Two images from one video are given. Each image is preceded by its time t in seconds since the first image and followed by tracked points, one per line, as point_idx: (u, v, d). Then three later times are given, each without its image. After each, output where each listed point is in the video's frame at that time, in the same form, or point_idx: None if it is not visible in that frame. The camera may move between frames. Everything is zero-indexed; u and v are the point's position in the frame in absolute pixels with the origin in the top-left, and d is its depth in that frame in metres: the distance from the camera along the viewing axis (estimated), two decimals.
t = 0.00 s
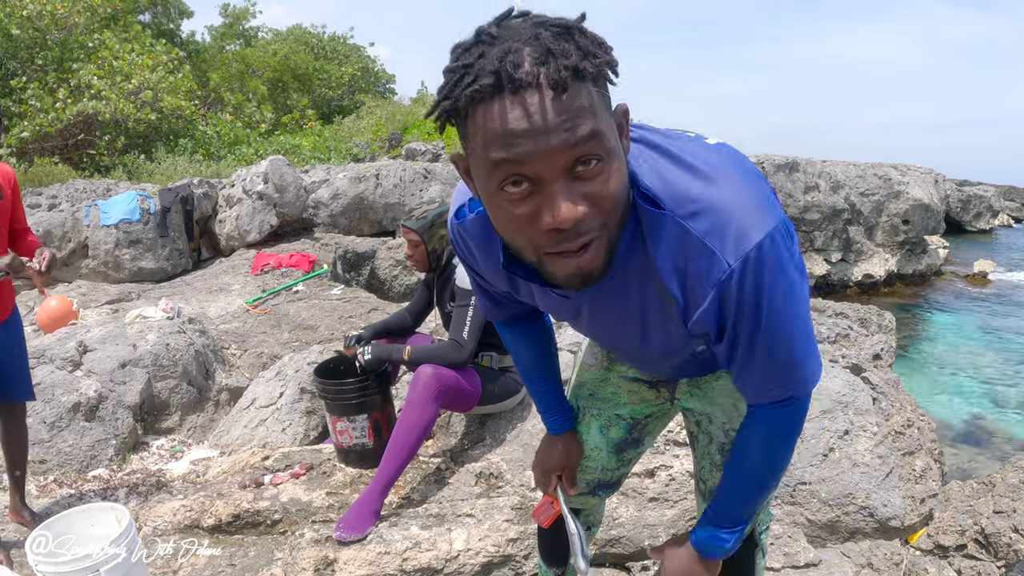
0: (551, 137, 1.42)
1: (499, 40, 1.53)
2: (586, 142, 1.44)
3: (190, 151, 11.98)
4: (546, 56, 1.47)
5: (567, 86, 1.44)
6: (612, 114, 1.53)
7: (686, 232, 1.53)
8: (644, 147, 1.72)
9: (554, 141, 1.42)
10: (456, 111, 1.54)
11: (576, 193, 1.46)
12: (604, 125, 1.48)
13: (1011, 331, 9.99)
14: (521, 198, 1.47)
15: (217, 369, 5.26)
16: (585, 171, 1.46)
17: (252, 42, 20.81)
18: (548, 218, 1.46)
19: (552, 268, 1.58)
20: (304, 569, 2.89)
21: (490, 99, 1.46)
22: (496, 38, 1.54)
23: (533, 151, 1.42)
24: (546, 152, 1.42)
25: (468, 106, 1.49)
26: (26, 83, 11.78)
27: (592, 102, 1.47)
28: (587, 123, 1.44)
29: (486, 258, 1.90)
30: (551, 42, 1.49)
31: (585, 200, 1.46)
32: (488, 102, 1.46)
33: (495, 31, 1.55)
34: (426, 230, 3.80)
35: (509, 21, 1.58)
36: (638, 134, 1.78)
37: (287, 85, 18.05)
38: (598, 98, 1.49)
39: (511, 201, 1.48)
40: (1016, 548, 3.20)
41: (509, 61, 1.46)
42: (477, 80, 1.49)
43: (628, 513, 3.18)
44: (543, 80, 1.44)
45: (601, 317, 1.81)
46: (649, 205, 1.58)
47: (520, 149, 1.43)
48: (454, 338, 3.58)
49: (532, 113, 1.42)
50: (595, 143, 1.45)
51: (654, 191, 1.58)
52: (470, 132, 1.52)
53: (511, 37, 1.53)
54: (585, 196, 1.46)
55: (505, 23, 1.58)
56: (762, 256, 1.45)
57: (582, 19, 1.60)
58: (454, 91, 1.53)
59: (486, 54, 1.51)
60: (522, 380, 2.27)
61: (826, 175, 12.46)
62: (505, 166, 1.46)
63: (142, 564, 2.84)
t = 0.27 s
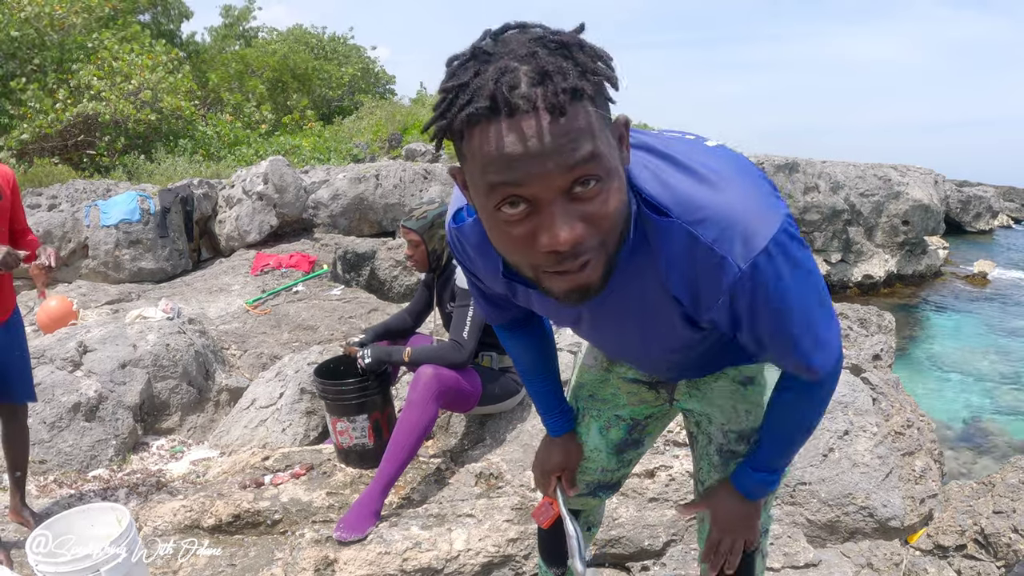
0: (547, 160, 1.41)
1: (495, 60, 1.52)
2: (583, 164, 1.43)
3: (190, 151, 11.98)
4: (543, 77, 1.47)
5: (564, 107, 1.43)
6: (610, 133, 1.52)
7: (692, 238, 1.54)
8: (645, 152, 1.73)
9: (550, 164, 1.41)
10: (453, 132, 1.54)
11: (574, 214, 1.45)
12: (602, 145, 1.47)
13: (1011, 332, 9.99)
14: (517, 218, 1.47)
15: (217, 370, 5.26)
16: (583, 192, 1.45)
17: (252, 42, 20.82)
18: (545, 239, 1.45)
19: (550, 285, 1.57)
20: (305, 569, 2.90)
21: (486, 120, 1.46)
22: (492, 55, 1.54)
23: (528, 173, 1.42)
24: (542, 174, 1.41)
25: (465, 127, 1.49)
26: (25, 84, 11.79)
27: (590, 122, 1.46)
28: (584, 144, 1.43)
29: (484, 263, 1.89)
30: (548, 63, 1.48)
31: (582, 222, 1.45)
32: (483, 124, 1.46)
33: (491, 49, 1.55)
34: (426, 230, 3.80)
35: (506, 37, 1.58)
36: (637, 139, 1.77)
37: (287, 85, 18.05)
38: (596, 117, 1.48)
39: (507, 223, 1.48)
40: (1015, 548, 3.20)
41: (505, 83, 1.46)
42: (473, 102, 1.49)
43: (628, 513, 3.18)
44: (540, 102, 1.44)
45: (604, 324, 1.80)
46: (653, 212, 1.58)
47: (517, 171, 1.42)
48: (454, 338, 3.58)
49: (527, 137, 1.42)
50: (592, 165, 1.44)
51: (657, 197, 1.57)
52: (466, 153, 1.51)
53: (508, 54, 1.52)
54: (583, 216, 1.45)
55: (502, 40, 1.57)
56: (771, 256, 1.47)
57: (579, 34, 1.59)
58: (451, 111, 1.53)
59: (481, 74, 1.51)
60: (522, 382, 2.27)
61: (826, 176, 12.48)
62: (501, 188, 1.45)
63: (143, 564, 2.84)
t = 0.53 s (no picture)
0: (557, 139, 1.41)
1: (508, 39, 1.52)
2: (594, 145, 1.42)
3: (190, 152, 11.99)
4: (556, 57, 1.46)
5: (577, 87, 1.43)
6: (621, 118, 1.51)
7: (699, 231, 1.54)
8: (652, 145, 1.72)
9: (560, 144, 1.41)
10: (462, 110, 1.53)
11: (583, 197, 1.44)
12: (613, 130, 1.47)
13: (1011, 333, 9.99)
14: (524, 199, 1.46)
15: (217, 370, 5.25)
16: (592, 175, 1.44)
17: (252, 42, 20.83)
18: (553, 220, 1.44)
19: (554, 271, 1.56)
20: (305, 570, 2.90)
21: (498, 98, 1.45)
22: (506, 35, 1.53)
23: (538, 152, 1.41)
24: (552, 153, 1.41)
25: (475, 104, 1.49)
26: (25, 84, 11.78)
27: (602, 105, 1.46)
28: (595, 126, 1.43)
29: (489, 258, 1.88)
30: (561, 43, 1.48)
31: (590, 204, 1.45)
32: (494, 102, 1.46)
33: (506, 29, 1.54)
34: (427, 231, 3.80)
35: (520, 19, 1.57)
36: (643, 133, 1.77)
37: (287, 85, 18.05)
38: (608, 101, 1.48)
39: (514, 203, 1.47)
40: (1016, 548, 3.20)
41: (518, 61, 1.46)
42: (485, 79, 1.49)
43: (629, 514, 3.17)
44: (552, 80, 1.43)
45: (607, 319, 1.79)
46: (661, 204, 1.57)
47: (527, 151, 1.42)
48: (455, 339, 3.59)
49: (538, 115, 1.41)
50: (603, 147, 1.44)
51: (664, 189, 1.57)
52: (476, 131, 1.51)
53: (522, 35, 1.52)
54: (592, 198, 1.45)
55: (515, 21, 1.57)
56: (778, 250, 1.48)
57: (593, 19, 1.58)
58: (462, 88, 1.52)
59: (495, 52, 1.50)
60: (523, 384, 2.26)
61: (826, 176, 12.49)
62: (510, 167, 1.44)
63: (144, 564, 2.84)
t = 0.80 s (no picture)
0: (559, 134, 1.40)
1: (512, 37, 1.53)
2: (596, 141, 1.42)
3: (190, 152, 12.00)
4: (559, 53, 1.46)
5: (579, 83, 1.43)
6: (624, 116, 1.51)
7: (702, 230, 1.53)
8: (655, 145, 1.72)
9: (562, 138, 1.40)
10: (466, 107, 1.54)
11: (585, 192, 1.44)
12: (614, 127, 1.46)
13: (1012, 333, 9.99)
14: (526, 195, 1.46)
15: (217, 370, 5.25)
16: (594, 170, 1.44)
17: (252, 42, 20.84)
18: (554, 216, 1.44)
19: (556, 267, 1.55)
20: (306, 570, 2.89)
21: (501, 93, 1.46)
22: (509, 33, 1.54)
23: (539, 147, 1.41)
24: (555, 148, 1.41)
25: (478, 101, 1.49)
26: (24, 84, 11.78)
27: (604, 102, 1.45)
28: (597, 122, 1.42)
29: (491, 258, 1.89)
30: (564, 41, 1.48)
31: (592, 200, 1.44)
32: (497, 97, 1.46)
33: (510, 28, 1.55)
34: (427, 232, 3.80)
35: (524, 18, 1.58)
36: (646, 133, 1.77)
37: (287, 85, 18.06)
38: (611, 98, 1.48)
39: (516, 199, 1.47)
40: (1016, 548, 3.20)
41: (521, 58, 1.46)
42: (489, 75, 1.49)
43: (629, 514, 3.17)
44: (555, 76, 1.43)
45: (608, 319, 1.80)
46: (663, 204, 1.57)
47: (528, 146, 1.42)
48: (456, 340, 3.59)
49: (540, 112, 1.41)
50: (604, 143, 1.43)
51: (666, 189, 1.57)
52: (479, 128, 1.51)
53: (526, 33, 1.52)
54: (593, 194, 1.44)
55: (518, 20, 1.57)
56: (779, 250, 1.47)
57: (596, 18, 1.58)
58: (465, 85, 1.53)
59: (499, 49, 1.51)
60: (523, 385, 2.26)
61: (826, 177, 12.50)
62: (512, 162, 1.44)
63: (144, 564, 2.84)
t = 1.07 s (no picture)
0: (527, 79, 1.41)
1: None
2: (566, 91, 1.41)
3: (190, 152, 12.01)
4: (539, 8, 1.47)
5: (552, 32, 1.43)
6: (608, 74, 1.48)
7: (713, 215, 1.53)
8: (665, 134, 1.72)
9: (531, 84, 1.41)
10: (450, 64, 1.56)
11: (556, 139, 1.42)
12: (590, 79, 1.44)
13: (1012, 333, 9.99)
14: (501, 142, 1.46)
15: (217, 370, 5.25)
16: (565, 118, 1.42)
17: (252, 42, 20.85)
18: (525, 161, 1.43)
19: (537, 228, 1.53)
20: (306, 570, 2.90)
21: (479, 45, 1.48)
22: None
23: (507, 91, 1.42)
24: (524, 93, 1.41)
25: (460, 53, 1.51)
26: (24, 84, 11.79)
27: (580, 53, 1.44)
28: (568, 70, 1.41)
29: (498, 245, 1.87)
30: None
31: (565, 150, 1.43)
32: (475, 48, 1.48)
33: None
34: (427, 232, 3.79)
35: None
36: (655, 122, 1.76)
37: (287, 86, 18.06)
38: (591, 53, 1.46)
39: (492, 147, 1.48)
40: (1016, 549, 3.19)
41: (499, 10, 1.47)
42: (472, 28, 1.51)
43: (630, 514, 3.17)
44: (529, 25, 1.44)
45: (610, 311, 1.77)
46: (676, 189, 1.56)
47: (499, 92, 1.43)
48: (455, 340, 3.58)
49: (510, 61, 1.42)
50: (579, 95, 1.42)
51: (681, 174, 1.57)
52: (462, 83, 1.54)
53: None
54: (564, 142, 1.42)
55: None
56: (791, 239, 1.48)
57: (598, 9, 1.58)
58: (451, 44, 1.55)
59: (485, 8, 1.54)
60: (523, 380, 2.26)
61: (826, 177, 12.50)
62: (485, 109, 1.46)
63: (144, 564, 2.84)
